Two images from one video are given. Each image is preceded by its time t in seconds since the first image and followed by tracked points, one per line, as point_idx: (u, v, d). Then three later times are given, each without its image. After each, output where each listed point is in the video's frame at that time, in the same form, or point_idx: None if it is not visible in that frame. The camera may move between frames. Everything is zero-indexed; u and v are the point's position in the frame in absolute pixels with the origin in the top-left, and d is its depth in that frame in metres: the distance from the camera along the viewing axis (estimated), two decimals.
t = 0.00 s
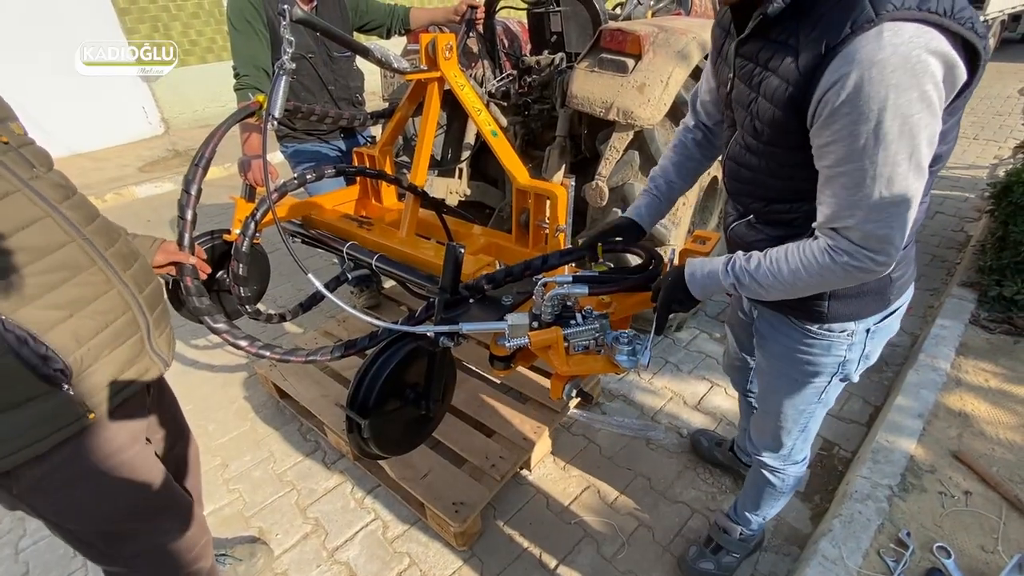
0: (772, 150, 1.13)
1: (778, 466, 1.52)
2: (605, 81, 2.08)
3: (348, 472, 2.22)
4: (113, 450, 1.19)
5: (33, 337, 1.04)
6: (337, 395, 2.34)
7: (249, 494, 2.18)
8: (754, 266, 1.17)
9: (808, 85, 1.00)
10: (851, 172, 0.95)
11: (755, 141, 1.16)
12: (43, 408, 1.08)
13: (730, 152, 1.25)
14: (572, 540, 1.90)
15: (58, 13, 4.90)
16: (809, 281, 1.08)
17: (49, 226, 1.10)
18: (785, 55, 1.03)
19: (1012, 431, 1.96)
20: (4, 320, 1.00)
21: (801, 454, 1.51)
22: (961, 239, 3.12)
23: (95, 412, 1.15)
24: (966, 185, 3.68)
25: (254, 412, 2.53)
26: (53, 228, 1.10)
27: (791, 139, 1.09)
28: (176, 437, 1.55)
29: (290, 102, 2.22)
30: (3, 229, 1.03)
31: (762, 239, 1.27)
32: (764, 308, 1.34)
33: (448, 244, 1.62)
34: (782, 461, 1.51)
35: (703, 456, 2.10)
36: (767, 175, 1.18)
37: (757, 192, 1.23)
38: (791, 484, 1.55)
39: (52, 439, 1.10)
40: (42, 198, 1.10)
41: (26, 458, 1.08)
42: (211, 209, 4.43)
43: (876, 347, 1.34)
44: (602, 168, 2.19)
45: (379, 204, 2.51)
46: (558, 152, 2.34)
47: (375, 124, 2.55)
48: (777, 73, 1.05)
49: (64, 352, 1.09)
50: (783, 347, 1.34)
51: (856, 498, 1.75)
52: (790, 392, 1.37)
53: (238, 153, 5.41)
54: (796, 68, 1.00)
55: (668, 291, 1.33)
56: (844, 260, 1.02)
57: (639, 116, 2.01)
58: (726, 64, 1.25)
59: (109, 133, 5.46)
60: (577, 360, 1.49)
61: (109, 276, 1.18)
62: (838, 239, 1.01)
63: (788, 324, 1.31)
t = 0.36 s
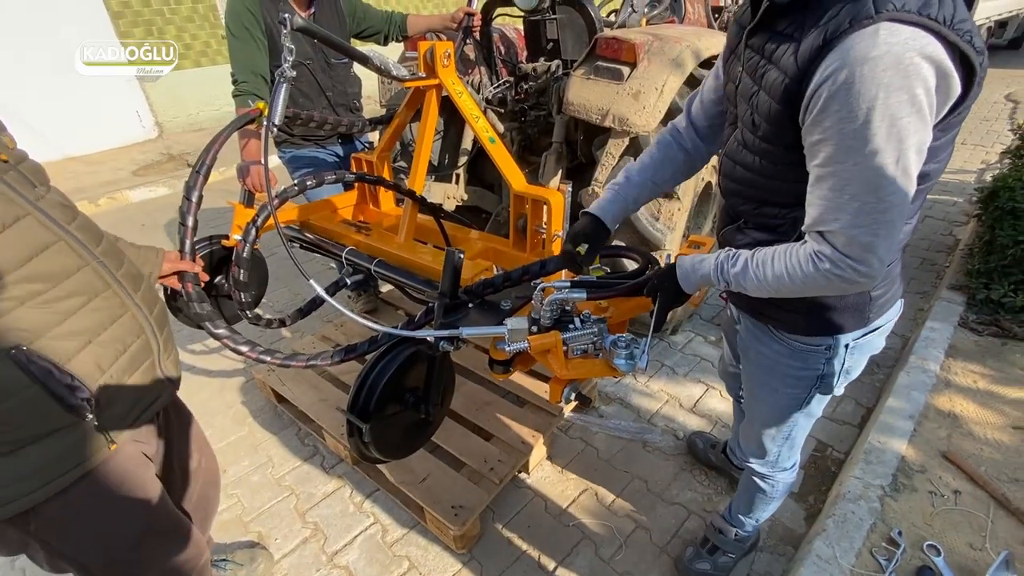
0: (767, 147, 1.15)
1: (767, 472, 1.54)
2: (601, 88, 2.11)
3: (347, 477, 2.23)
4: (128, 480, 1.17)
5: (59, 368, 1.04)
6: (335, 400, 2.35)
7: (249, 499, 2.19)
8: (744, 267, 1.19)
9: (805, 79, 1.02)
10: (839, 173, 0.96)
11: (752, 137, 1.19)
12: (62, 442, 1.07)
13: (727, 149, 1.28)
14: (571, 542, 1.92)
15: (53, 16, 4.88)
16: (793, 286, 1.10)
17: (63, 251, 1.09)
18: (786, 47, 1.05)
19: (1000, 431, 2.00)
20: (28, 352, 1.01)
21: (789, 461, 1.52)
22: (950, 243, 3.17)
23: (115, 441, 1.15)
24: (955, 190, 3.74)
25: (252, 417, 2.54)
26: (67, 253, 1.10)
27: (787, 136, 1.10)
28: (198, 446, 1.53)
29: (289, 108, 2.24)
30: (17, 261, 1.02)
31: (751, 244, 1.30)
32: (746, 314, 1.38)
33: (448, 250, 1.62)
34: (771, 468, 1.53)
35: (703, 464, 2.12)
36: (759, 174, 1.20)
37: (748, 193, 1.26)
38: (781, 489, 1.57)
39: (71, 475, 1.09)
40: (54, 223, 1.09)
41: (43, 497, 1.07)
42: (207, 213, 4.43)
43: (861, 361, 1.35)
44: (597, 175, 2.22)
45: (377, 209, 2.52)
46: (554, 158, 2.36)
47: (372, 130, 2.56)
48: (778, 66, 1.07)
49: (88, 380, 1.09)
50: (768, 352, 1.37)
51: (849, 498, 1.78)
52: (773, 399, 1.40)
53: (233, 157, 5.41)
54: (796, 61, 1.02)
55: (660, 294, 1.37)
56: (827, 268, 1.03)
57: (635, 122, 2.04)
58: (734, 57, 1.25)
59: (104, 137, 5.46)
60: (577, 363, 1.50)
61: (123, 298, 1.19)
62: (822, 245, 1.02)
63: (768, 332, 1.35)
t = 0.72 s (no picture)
0: (764, 149, 1.19)
1: (762, 469, 1.59)
2: (600, 92, 2.16)
3: (351, 477, 2.26)
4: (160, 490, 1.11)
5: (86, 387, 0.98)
6: (338, 401, 2.37)
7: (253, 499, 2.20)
8: (739, 268, 1.22)
9: (800, 84, 1.05)
10: (830, 176, 1.00)
11: (750, 139, 1.22)
12: (91, 458, 1.00)
13: (729, 151, 1.32)
14: (575, 538, 1.95)
15: (47, 18, 4.88)
16: (785, 287, 1.13)
17: (82, 268, 1.01)
18: (786, 51, 1.09)
19: (989, 425, 2.06)
20: (57, 370, 0.95)
21: (784, 458, 1.56)
22: (937, 243, 3.25)
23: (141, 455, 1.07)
24: (943, 191, 3.82)
25: (255, 419, 2.56)
26: (86, 270, 1.02)
27: (782, 140, 1.14)
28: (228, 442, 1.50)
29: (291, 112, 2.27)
30: (35, 282, 0.94)
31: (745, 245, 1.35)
32: (737, 316, 1.43)
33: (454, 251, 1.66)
34: (765, 464, 1.58)
35: (699, 456, 2.17)
36: (755, 176, 1.24)
37: (743, 196, 1.30)
38: (777, 485, 1.62)
39: (98, 494, 1.00)
40: (74, 239, 1.01)
41: (69, 519, 0.98)
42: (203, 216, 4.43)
43: (849, 362, 1.38)
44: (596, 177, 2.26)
45: (379, 213, 2.55)
46: (554, 161, 2.40)
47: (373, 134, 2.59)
48: (778, 70, 1.10)
49: (115, 398, 1.03)
50: (759, 354, 1.41)
51: (845, 492, 1.83)
52: (764, 398, 1.44)
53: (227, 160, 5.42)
54: (794, 65, 1.06)
55: (661, 292, 1.41)
56: (817, 270, 1.07)
57: (634, 126, 2.08)
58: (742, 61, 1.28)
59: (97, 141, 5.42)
60: (585, 360, 1.55)
61: (141, 312, 1.11)
62: (813, 247, 1.06)
63: (758, 334, 1.40)
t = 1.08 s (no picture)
0: (763, 146, 1.23)
1: (759, 459, 1.63)
2: (599, 95, 2.20)
3: (355, 475, 2.28)
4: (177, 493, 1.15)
5: (116, 390, 0.97)
6: (341, 400, 2.39)
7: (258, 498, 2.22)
8: (738, 263, 1.27)
9: (798, 86, 1.10)
10: (826, 174, 1.04)
11: (751, 138, 1.27)
12: (119, 463, 1.00)
13: (730, 149, 1.38)
14: (578, 532, 1.99)
15: (34, 19, 4.84)
16: (782, 281, 1.18)
17: (107, 274, 0.99)
18: (786, 55, 1.14)
19: (976, 416, 2.14)
20: (87, 374, 0.94)
21: (780, 448, 1.61)
22: (923, 241, 3.35)
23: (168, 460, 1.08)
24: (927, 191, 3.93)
25: (257, 419, 2.57)
26: (111, 276, 1.00)
27: (781, 140, 1.19)
28: (237, 450, 1.35)
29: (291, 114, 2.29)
30: (63, 289, 0.93)
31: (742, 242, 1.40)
32: (734, 310, 1.48)
33: (460, 250, 1.70)
34: (762, 454, 1.63)
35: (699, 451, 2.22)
36: (754, 174, 1.29)
37: (742, 194, 1.35)
38: (774, 476, 1.66)
39: (124, 499, 1.01)
40: (98, 245, 0.99)
41: (96, 523, 0.99)
42: (196, 218, 4.42)
43: (843, 355, 1.43)
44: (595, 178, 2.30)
45: (379, 214, 2.58)
46: (552, 162, 2.44)
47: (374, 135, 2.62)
48: (777, 74, 1.16)
49: (142, 402, 1.02)
50: (755, 348, 1.46)
51: (840, 481, 1.89)
52: (761, 390, 1.49)
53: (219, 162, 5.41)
54: (793, 68, 1.11)
55: (665, 288, 1.46)
56: (814, 265, 1.11)
57: (633, 128, 2.13)
58: (742, 65, 1.34)
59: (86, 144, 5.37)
60: (591, 355, 1.59)
61: (165, 316, 1.09)
62: (808, 242, 1.11)
63: (755, 327, 1.44)
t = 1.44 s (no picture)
0: (764, 149, 1.28)
1: (757, 451, 1.69)
2: (595, 97, 2.24)
3: (357, 474, 2.30)
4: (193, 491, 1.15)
5: (137, 393, 0.97)
6: (342, 400, 2.41)
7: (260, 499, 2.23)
8: (739, 261, 1.31)
9: (797, 92, 1.15)
10: (824, 176, 1.09)
11: (752, 142, 1.32)
12: (138, 465, 1.00)
13: (733, 150, 1.42)
14: (580, 525, 2.03)
15: (18, 19, 4.78)
16: (781, 278, 1.23)
17: (125, 280, 1.00)
18: (785, 63, 1.19)
19: (960, 407, 2.21)
20: (107, 377, 0.95)
21: (776, 440, 1.67)
22: (907, 238, 3.44)
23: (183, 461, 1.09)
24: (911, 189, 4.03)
25: (256, 420, 2.57)
26: (129, 282, 1.01)
27: (781, 145, 1.24)
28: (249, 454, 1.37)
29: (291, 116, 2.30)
30: (83, 295, 0.94)
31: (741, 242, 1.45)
32: (735, 306, 1.53)
33: (464, 249, 1.73)
34: (760, 447, 1.68)
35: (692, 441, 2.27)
36: (754, 176, 1.34)
37: (743, 194, 1.40)
38: (771, 467, 1.72)
39: (143, 499, 1.02)
40: (118, 252, 1.00)
41: (116, 523, 1.00)
42: (187, 220, 4.40)
43: (838, 350, 1.49)
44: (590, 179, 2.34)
45: (378, 215, 2.60)
46: (548, 164, 2.49)
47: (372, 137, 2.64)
48: (777, 81, 1.20)
49: (161, 405, 1.02)
50: (752, 342, 1.51)
51: (832, 472, 1.95)
52: (758, 384, 1.55)
53: (208, 163, 5.38)
54: (792, 76, 1.16)
55: (666, 285, 1.50)
56: (813, 262, 1.16)
57: (629, 130, 2.18)
58: (742, 71, 1.39)
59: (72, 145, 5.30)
60: (593, 350, 1.64)
61: (179, 322, 1.10)
62: (807, 241, 1.16)
63: (754, 323, 1.49)
